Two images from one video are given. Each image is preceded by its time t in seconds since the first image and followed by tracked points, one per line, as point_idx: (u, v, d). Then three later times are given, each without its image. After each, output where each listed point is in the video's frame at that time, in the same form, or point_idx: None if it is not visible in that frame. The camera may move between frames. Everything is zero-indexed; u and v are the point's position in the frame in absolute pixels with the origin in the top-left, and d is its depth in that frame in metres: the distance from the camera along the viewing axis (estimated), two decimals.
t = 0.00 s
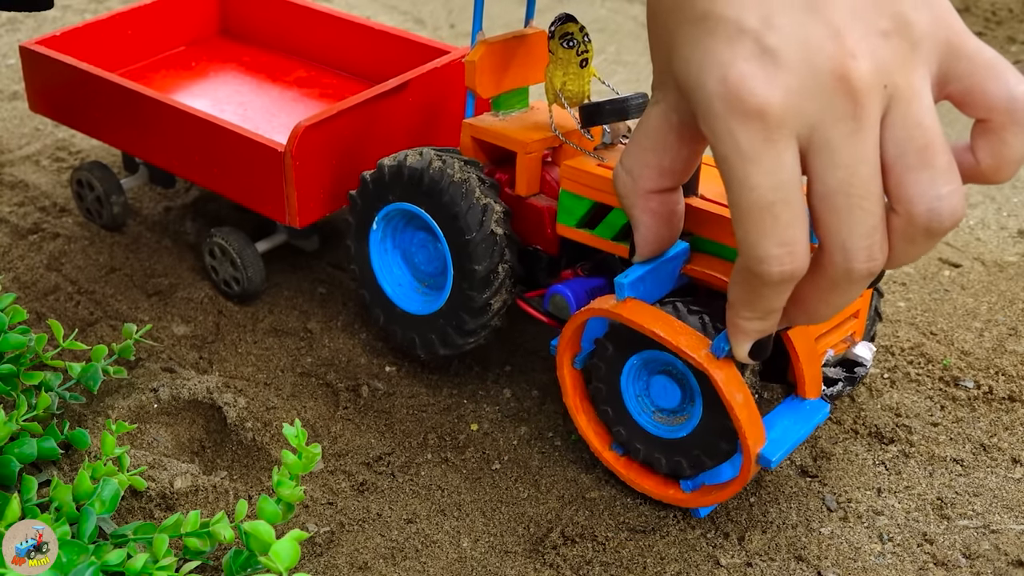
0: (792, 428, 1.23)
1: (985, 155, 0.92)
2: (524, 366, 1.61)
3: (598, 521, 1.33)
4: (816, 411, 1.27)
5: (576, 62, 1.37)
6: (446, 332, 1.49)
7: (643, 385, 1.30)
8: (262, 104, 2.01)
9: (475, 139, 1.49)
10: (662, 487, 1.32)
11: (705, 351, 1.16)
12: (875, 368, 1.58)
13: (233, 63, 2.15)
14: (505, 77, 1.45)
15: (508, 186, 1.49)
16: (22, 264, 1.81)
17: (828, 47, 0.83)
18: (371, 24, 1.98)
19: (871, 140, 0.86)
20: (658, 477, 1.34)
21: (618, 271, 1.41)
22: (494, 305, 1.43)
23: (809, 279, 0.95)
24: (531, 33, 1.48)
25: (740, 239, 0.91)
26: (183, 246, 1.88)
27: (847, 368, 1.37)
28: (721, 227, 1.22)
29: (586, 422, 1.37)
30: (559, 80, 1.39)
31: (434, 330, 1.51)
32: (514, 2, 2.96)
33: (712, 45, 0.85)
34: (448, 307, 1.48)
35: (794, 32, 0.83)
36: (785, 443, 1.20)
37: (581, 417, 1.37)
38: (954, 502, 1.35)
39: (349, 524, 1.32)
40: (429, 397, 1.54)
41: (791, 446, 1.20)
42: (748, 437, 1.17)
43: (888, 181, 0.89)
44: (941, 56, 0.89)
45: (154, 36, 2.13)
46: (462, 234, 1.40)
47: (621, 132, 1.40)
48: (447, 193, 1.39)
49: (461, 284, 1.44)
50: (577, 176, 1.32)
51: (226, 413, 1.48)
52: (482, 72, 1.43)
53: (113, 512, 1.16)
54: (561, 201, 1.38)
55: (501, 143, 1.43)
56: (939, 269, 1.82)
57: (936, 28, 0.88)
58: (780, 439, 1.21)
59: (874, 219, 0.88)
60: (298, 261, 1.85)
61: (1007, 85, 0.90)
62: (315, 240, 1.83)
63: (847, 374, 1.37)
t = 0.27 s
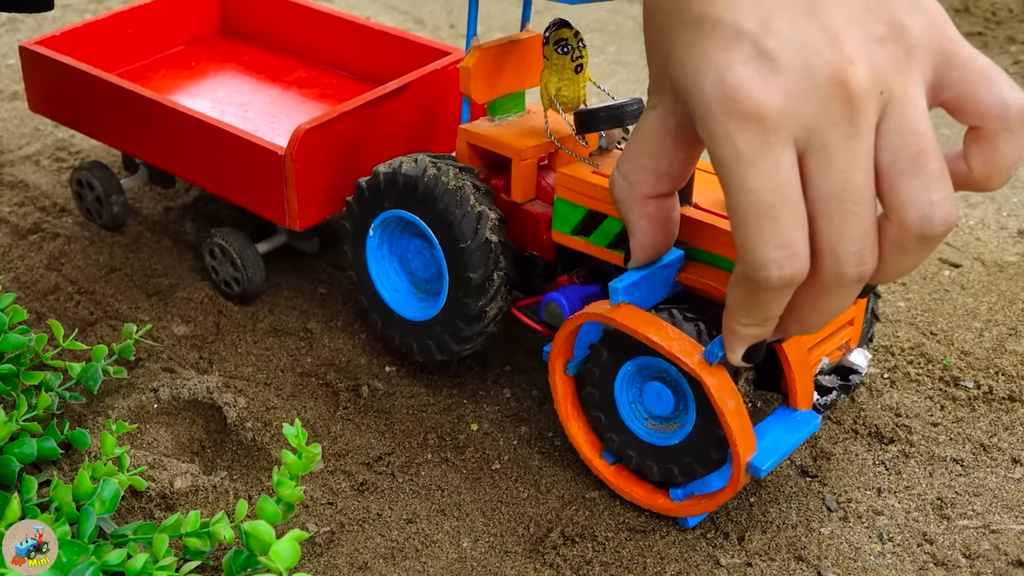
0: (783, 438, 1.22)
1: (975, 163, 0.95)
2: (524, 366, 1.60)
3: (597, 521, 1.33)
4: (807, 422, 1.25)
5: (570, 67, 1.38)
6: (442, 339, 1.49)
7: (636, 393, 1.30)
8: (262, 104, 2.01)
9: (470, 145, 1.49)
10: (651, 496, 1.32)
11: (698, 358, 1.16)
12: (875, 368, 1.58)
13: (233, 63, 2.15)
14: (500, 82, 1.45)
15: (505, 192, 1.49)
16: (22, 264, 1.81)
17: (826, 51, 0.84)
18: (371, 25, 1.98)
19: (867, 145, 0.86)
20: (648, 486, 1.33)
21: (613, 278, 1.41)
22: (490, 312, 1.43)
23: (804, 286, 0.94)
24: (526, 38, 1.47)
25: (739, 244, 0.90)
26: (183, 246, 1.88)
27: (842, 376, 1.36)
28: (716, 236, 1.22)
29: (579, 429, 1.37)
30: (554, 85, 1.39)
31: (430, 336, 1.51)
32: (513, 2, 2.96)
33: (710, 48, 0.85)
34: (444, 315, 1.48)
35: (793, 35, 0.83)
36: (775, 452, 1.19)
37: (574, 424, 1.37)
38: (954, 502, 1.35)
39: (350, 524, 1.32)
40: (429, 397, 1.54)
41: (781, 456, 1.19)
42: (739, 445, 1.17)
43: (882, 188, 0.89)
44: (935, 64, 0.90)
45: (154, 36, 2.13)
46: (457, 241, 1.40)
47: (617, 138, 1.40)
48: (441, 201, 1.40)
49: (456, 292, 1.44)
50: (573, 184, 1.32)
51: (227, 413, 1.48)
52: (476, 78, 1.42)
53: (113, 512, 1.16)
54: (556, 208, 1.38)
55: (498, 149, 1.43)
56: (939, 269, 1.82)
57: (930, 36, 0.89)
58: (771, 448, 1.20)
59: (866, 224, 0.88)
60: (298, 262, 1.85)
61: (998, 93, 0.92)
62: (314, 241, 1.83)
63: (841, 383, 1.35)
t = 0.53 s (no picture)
0: (780, 447, 1.22)
1: (965, 170, 0.97)
2: (524, 366, 1.60)
3: (598, 521, 1.33)
4: (803, 429, 1.25)
5: (561, 74, 1.38)
6: (439, 348, 1.49)
7: (633, 401, 1.30)
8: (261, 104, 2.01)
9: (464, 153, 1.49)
10: (649, 503, 1.31)
11: (691, 370, 1.16)
12: (875, 368, 1.58)
13: (233, 62, 2.15)
14: (493, 88, 1.44)
15: (499, 200, 1.48)
16: (22, 264, 1.81)
17: (820, 62, 0.86)
18: (371, 25, 1.97)
19: (862, 153, 0.88)
20: (647, 492, 1.33)
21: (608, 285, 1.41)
22: (486, 321, 1.43)
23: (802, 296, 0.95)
24: (518, 43, 1.47)
25: (736, 254, 0.91)
26: (183, 246, 1.88)
27: (839, 379, 1.37)
28: (708, 244, 1.22)
29: (576, 437, 1.37)
30: (545, 92, 1.40)
31: (428, 345, 1.51)
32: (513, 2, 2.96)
33: (706, 59, 0.87)
34: (441, 324, 1.48)
35: (787, 45, 0.86)
36: (771, 461, 1.20)
37: (570, 432, 1.37)
38: (954, 502, 1.35)
39: (349, 524, 1.32)
40: (429, 397, 1.54)
41: (777, 464, 1.20)
42: (734, 456, 1.16)
43: (877, 196, 0.91)
44: (924, 74, 0.93)
45: (153, 35, 2.13)
46: (451, 251, 1.40)
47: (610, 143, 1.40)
48: (435, 212, 1.40)
49: (453, 301, 1.44)
50: (565, 192, 1.33)
51: (226, 413, 1.48)
52: (467, 87, 1.41)
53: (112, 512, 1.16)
54: (550, 215, 1.39)
55: (491, 157, 1.43)
56: (939, 269, 1.82)
57: (920, 46, 0.92)
58: (766, 458, 1.20)
59: (864, 233, 0.90)
60: (298, 262, 1.85)
61: (988, 102, 0.94)
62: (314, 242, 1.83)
63: (839, 387, 1.36)
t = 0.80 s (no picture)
0: (775, 446, 1.22)
1: (951, 167, 0.97)
2: (523, 366, 1.60)
3: (597, 521, 1.33)
4: (799, 428, 1.25)
5: (552, 76, 1.38)
6: (437, 352, 1.49)
7: (630, 403, 1.29)
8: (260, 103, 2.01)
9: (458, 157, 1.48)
10: (648, 504, 1.31)
11: (684, 372, 1.17)
12: (875, 368, 1.58)
13: (231, 60, 2.15)
14: (486, 91, 1.44)
15: (494, 204, 1.48)
16: (22, 264, 1.81)
17: (814, 58, 0.84)
18: (370, 25, 1.97)
19: (857, 148, 0.87)
20: (645, 493, 1.33)
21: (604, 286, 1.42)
22: (483, 325, 1.43)
23: (796, 292, 0.94)
24: (508, 46, 1.47)
25: (730, 253, 0.90)
26: (183, 246, 1.88)
27: (836, 375, 1.39)
28: (698, 245, 1.22)
29: (574, 439, 1.36)
30: (537, 95, 1.39)
31: (427, 349, 1.51)
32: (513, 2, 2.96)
33: (699, 55, 0.85)
34: (439, 329, 1.48)
35: (781, 41, 0.84)
36: (767, 461, 1.19)
37: (568, 434, 1.36)
38: (954, 502, 1.35)
39: (350, 524, 1.32)
40: (429, 397, 1.54)
41: (774, 464, 1.19)
42: (730, 457, 1.17)
43: (870, 192, 0.90)
44: (913, 69, 0.92)
45: (152, 34, 2.13)
46: (446, 256, 1.40)
47: (603, 143, 1.41)
48: (428, 218, 1.40)
49: (450, 306, 1.44)
50: (559, 195, 1.34)
51: (227, 413, 1.48)
52: (459, 90, 1.41)
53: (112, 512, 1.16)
54: (545, 218, 1.39)
55: (484, 161, 1.43)
56: (939, 269, 1.82)
57: (910, 41, 0.91)
58: (762, 458, 1.20)
59: (860, 227, 0.88)
60: (297, 262, 1.85)
61: (974, 101, 0.94)
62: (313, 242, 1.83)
63: (836, 383, 1.38)
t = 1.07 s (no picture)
0: (774, 445, 1.22)
1: (949, 144, 0.97)
2: (523, 366, 1.60)
3: (597, 521, 1.33)
4: (798, 427, 1.25)
5: (551, 76, 1.38)
6: (437, 353, 1.49)
7: (629, 403, 1.29)
8: (259, 103, 2.01)
9: (458, 157, 1.48)
10: (648, 504, 1.31)
11: (682, 371, 1.17)
12: (875, 368, 1.58)
13: (231, 60, 2.15)
14: (485, 91, 1.44)
15: (493, 204, 1.48)
16: (22, 264, 1.81)
17: (820, 33, 0.82)
18: (370, 25, 1.97)
19: (857, 127, 0.85)
20: (645, 494, 1.33)
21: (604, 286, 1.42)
22: (483, 325, 1.43)
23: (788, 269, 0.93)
24: (508, 45, 1.47)
25: (724, 228, 0.89)
26: (183, 246, 1.88)
27: (836, 376, 1.38)
28: (696, 245, 1.23)
29: (573, 439, 1.36)
30: (537, 94, 1.39)
31: (426, 349, 1.51)
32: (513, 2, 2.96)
33: (704, 25, 0.82)
34: (438, 329, 1.48)
35: (786, 14, 0.81)
36: (766, 460, 1.19)
37: (568, 434, 1.36)
38: (954, 502, 1.35)
39: (350, 524, 1.32)
40: (429, 397, 1.54)
41: (773, 463, 1.19)
42: (729, 456, 1.17)
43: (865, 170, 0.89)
44: (914, 46, 0.90)
45: (151, 33, 2.13)
46: (446, 256, 1.40)
47: (603, 143, 1.41)
48: (428, 217, 1.40)
49: (449, 306, 1.44)
50: (559, 195, 1.34)
51: (227, 413, 1.48)
52: (459, 90, 1.41)
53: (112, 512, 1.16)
54: (544, 218, 1.39)
55: (483, 161, 1.43)
56: (939, 269, 1.82)
57: (911, 18, 0.89)
58: (761, 457, 1.20)
59: (851, 206, 0.87)
60: (297, 262, 1.85)
61: (974, 78, 0.93)
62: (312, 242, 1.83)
63: (836, 383, 1.38)
